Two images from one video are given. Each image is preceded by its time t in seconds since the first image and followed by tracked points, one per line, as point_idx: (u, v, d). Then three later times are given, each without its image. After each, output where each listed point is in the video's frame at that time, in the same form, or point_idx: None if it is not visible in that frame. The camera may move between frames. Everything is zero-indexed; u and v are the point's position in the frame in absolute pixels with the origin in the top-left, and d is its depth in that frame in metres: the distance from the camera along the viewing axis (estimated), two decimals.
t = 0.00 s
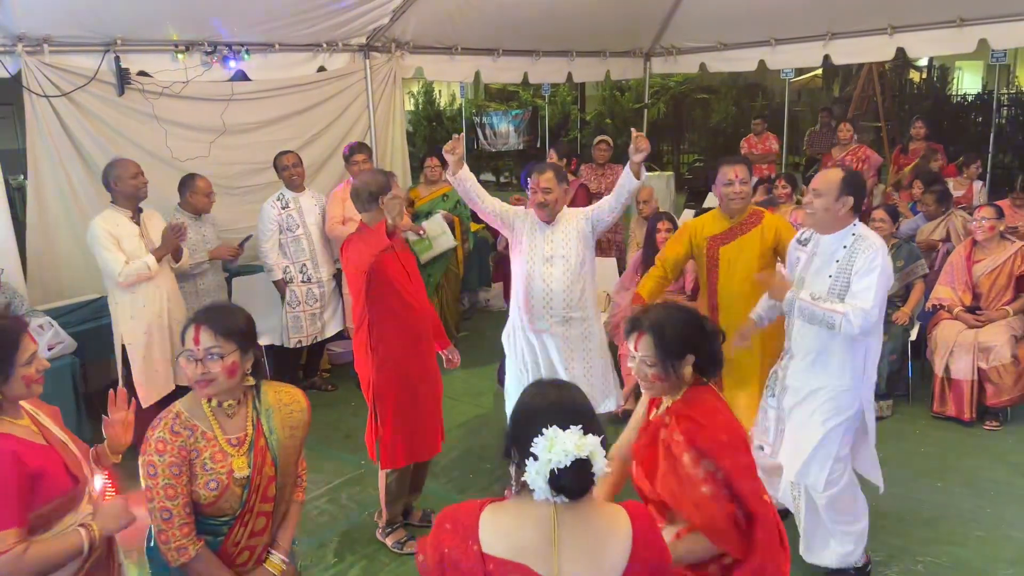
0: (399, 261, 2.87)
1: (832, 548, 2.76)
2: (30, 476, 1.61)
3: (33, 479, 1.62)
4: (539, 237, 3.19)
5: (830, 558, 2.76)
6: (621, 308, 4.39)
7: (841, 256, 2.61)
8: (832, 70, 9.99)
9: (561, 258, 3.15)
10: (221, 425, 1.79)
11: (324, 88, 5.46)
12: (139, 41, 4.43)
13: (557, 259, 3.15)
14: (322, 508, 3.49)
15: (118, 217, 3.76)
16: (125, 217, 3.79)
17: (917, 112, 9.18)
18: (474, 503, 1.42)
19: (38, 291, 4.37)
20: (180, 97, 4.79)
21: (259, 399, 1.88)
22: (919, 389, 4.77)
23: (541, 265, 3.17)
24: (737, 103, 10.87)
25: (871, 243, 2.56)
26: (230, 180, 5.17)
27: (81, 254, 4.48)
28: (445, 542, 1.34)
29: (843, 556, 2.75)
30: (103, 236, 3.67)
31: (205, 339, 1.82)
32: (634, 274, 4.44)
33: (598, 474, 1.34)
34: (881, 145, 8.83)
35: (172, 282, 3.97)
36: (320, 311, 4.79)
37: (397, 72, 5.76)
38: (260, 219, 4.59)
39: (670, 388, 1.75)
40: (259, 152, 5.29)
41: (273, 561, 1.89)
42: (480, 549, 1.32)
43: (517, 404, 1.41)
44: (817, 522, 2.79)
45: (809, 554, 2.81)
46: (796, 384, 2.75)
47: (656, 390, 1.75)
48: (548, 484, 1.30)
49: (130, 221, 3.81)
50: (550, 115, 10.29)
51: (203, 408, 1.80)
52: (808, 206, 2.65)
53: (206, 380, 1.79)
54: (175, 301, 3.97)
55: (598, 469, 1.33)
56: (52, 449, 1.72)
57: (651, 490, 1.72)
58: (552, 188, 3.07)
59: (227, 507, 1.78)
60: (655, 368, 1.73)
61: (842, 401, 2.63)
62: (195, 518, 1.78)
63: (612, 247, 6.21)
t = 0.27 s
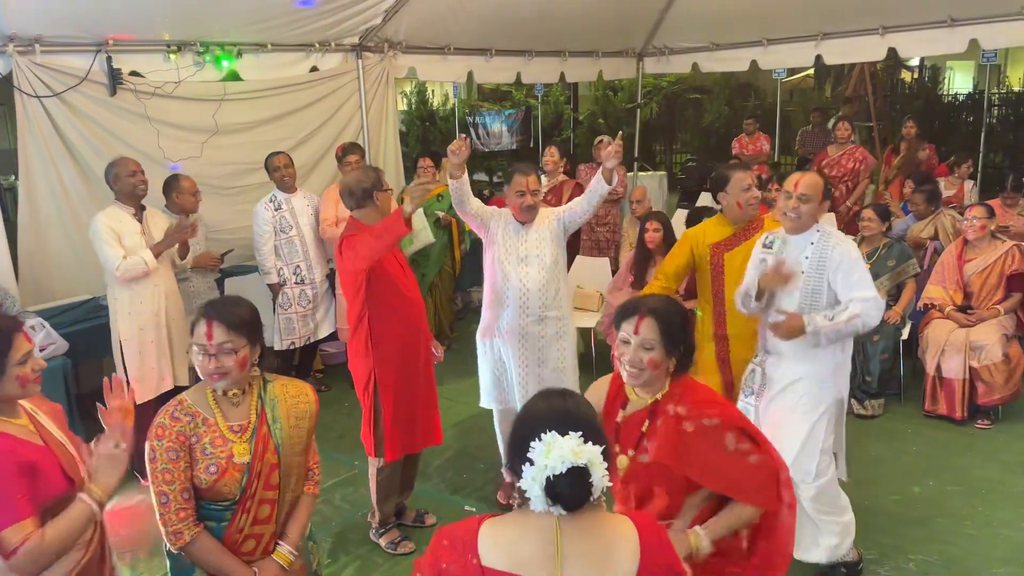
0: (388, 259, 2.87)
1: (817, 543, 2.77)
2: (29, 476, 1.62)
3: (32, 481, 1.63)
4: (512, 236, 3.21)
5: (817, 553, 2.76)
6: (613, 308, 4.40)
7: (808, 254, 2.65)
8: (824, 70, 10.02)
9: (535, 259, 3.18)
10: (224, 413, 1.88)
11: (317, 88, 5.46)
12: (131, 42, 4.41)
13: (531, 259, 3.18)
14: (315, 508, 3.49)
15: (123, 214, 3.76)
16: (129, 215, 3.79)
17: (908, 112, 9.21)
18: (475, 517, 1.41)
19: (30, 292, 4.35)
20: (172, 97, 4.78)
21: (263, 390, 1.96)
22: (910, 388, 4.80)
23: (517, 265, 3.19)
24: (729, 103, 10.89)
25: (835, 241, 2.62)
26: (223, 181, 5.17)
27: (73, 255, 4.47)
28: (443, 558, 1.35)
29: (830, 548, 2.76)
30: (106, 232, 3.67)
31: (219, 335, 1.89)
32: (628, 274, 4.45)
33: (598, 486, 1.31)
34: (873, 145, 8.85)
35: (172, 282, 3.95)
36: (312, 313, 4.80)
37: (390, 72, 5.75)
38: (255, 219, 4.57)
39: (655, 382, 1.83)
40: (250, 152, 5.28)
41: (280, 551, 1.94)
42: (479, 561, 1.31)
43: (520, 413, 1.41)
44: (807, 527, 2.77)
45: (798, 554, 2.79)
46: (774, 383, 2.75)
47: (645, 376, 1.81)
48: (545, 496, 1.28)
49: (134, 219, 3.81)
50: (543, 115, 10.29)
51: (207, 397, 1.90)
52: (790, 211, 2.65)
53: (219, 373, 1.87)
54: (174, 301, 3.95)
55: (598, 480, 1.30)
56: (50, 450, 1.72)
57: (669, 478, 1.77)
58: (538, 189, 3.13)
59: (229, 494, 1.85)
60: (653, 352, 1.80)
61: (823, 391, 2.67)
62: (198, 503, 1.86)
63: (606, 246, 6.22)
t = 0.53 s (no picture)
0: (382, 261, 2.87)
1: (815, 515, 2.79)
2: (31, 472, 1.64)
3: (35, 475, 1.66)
4: (502, 240, 3.20)
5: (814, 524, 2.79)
6: (607, 307, 4.41)
7: (785, 225, 2.71)
8: (817, 70, 10.05)
9: (529, 259, 3.21)
10: (224, 411, 1.88)
11: (310, 88, 5.46)
12: (124, 42, 4.40)
13: (525, 260, 3.21)
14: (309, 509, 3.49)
15: (121, 212, 3.77)
16: (128, 213, 3.80)
17: (901, 112, 9.25)
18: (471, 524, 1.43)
19: (23, 293, 4.34)
20: (165, 97, 4.77)
21: (262, 389, 1.97)
22: (902, 387, 4.82)
23: (513, 267, 3.18)
24: (723, 103, 10.91)
25: (812, 212, 2.69)
26: (216, 181, 5.15)
27: (66, 255, 4.45)
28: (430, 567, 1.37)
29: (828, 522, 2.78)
30: (103, 230, 3.67)
31: (234, 337, 1.90)
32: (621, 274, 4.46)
33: (579, 506, 1.29)
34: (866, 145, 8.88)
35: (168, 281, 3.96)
36: (305, 314, 4.78)
37: (383, 73, 5.75)
38: (246, 220, 4.58)
39: (637, 410, 1.84)
40: (242, 151, 5.27)
41: (283, 548, 1.95)
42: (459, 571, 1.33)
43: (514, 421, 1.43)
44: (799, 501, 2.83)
45: (789, 526, 2.86)
46: (762, 355, 2.77)
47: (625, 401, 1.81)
48: (524, 509, 1.27)
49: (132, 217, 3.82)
50: (537, 114, 10.30)
51: (209, 396, 1.89)
52: (769, 179, 2.70)
53: (235, 375, 1.89)
54: (167, 300, 3.95)
55: (579, 500, 1.28)
56: (46, 448, 1.73)
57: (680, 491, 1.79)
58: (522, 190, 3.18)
59: (232, 489, 1.85)
60: (628, 376, 1.81)
61: (813, 359, 2.67)
62: (200, 502, 1.85)
63: (603, 246, 6.22)
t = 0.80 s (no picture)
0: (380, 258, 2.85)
1: (800, 504, 2.81)
2: (25, 474, 1.63)
3: (28, 478, 1.64)
4: (497, 240, 3.20)
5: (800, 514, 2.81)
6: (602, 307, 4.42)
7: (759, 224, 2.74)
8: (811, 71, 10.08)
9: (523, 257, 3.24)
10: (221, 410, 1.87)
11: (306, 88, 5.46)
12: (119, 42, 4.40)
13: (519, 257, 3.23)
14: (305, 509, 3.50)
15: (111, 212, 3.76)
16: (118, 213, 3.79)
17: (895, 112, 9.28)
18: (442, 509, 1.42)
19: (17, 293, 4.34)
20: (160, 98, 4.76)
21: (255, 388, 1.97)
22: (895, 386, 4.84)
23: (510, 263, 3.19)
24: (717, 103, 10.94)
25: (784, 211, 2.72)
26: (210, 181, 5.15)
27: (61, 255, 4.45)
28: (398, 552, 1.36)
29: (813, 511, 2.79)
30: (94, 232, 3.67)
31: (231, 336, 1.90)
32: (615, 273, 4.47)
33: (546, 488, 1.29)
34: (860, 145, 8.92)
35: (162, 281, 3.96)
36: (299, 314, 4.79)
37: (378, 73, 5.75)
38: (240, 221, 4.56)
39: (609, 383, 1.86)
40: (237, 151, 5.27)
41: (291, 543, 1.96)
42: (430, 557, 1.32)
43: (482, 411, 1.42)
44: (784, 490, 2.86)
45: (777, 517, 2.89)
46: (745, 354, 2.78)
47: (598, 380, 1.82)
48: (491, 491, 1.29)
49: (123, 217, 3.81)
50: (532, 114, 10.32)
51: (203, 397, 1.88)
52: (742, 183, 2.74)
53: (233, 373, 1.89)
54: (161, 302, 3.94)
55: (545, 482, 1.28)
56: (47, 448, 1.73)
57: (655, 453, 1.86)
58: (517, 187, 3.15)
59: (238, 487, 1.86)
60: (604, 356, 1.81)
61: (793, 358, 2.69)
62: (206, 504, 1.85)
63: (600, 246, 6.23)
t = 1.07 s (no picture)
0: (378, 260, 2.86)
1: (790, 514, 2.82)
2: (24, 475, 1.63)
3: (26, 479, 1.64)
4: (496, 244, 3.19)
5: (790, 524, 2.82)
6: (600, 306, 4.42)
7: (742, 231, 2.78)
8: (808, 71, 10.09)
9: (522, 261, 3.23)
10: (221, 405, 1.88)
11: (303, 88, 5.45)
12: (116, 41, 4.39)
13: (518, 260, 3.22)
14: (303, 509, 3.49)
15: (99, 215, 3.75)
16: (107, 216, 3.78)
17: (892, 112, 9.30)
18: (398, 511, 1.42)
19: (14, 293, 4.32)
20: (157, 97, 4.75)
21: (255, 383, 1.98)
22: (893, 386, 4.84)
23: (507, 269, 3.19)
24: (715, 103, 10.94)
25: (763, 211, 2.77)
26: (208, 181, 5.14)
27: (58, 255, 4.44)
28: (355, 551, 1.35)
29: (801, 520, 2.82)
30: (83, 235, 3.66)
31: (226, 330, 1.89)
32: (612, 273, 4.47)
33: (499, 488, 1.31)
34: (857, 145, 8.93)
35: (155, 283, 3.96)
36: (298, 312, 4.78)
37: (375, 73, 5.75)
38: (239, 223, 4.58)
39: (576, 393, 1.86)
40: (234, 151, 5.26)
41: (290, 538, 1.96)
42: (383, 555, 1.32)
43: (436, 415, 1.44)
44: (771, 495, 2.83)
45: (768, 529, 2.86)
46: (736, 360, 2.82)
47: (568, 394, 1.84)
48: (445, 491, 1.29)
49: (112, 219, 3.80)
50: (529, 114, 10.32)
51: (203, 392, 1.88)
52: (721, 198, 2.75)
53: (231, 368, 1.89)
54: (154, 302, 3.94)
55: (499, 482, 1.31)
56: (46, 449, 1.73)
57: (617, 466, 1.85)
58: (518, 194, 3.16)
59: (238, 483, 1.85)
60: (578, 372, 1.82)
61: (785, 359, 2.74)
62: (206, 499, 1.85)
63: (598, 246, 6.23)
